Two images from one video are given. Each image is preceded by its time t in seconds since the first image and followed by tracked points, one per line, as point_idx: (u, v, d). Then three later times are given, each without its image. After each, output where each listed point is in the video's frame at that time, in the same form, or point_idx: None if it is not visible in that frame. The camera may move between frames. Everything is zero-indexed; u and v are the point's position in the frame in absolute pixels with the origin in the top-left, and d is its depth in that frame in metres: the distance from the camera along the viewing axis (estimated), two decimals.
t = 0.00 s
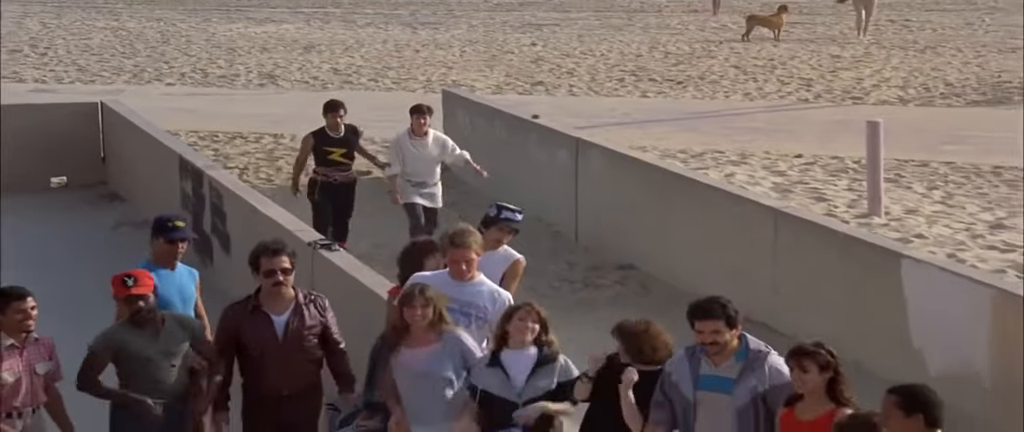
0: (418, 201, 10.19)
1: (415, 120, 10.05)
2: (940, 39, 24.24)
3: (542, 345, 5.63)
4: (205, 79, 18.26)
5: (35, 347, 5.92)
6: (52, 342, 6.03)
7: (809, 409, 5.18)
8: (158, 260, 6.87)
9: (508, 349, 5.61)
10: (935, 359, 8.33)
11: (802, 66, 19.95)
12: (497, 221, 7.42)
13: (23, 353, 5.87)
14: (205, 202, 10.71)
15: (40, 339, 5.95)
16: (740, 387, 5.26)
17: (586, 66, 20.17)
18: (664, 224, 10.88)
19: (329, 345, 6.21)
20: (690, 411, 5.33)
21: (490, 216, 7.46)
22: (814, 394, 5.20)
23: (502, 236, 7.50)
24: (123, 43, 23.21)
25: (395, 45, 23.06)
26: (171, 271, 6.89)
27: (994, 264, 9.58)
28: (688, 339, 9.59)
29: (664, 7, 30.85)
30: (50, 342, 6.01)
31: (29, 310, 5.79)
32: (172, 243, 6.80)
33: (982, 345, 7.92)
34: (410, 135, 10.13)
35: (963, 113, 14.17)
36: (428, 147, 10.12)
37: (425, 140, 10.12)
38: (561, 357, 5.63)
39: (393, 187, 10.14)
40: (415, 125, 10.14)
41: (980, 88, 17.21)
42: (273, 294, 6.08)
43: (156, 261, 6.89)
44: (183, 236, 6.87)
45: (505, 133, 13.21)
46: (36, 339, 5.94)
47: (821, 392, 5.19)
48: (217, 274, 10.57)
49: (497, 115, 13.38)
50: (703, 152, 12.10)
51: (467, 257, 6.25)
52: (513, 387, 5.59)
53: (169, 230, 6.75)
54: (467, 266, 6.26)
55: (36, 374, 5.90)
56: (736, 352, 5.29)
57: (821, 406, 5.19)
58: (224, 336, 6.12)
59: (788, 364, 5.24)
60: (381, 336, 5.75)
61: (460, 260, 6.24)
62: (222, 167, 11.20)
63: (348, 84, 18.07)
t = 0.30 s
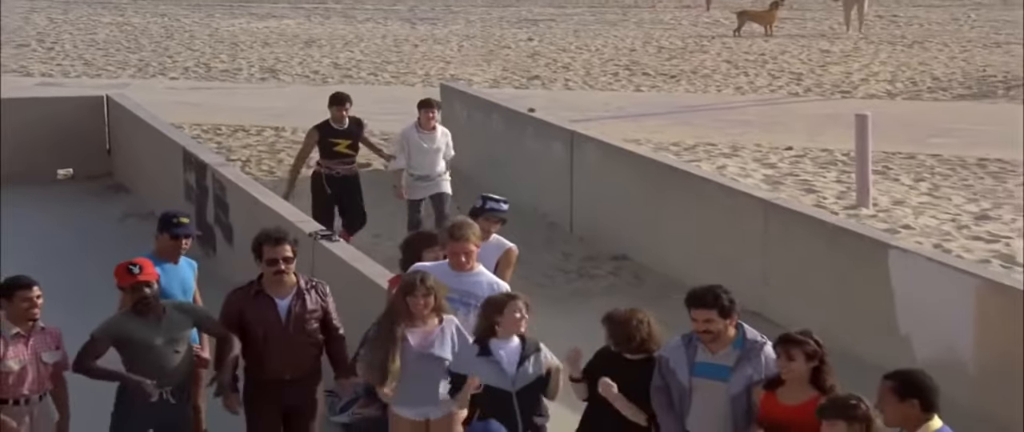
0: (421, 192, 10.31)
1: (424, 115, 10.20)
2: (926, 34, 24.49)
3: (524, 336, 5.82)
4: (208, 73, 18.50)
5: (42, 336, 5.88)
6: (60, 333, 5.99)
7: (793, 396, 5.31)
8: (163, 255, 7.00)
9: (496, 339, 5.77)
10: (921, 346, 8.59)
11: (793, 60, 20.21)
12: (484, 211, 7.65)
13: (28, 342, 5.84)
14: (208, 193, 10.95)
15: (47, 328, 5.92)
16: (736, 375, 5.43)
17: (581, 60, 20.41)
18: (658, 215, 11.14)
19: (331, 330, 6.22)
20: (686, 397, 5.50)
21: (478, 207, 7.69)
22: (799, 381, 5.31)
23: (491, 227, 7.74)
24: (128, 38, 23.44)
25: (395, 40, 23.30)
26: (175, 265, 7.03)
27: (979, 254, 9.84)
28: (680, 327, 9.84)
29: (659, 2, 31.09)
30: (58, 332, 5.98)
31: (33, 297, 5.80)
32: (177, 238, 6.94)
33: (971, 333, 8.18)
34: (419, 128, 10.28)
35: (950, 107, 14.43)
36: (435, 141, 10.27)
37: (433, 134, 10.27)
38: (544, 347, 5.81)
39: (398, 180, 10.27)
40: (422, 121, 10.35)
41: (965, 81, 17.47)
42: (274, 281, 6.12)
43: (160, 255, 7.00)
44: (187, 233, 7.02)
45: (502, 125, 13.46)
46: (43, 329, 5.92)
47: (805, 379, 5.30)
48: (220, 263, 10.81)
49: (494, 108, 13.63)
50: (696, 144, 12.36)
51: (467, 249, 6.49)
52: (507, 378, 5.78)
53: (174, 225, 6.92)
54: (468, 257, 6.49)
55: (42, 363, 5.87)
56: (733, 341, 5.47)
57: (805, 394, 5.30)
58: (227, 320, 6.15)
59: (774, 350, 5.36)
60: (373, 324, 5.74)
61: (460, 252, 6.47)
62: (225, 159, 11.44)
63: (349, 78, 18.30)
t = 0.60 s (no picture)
0: (429, 195, 10.35)
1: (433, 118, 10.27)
2: (907, 28, 24.86)
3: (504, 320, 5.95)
4: (208, 66, 18.78)
5: (44, 322, 6.04)
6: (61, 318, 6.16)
7: (770, 374, 5.39)
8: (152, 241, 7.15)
9: (483, 323, 5.85)
10: (900, 329, 8.89)
11: (777, 53, 20.54)
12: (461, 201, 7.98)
13: (32, 328, 6.01)
14: (207, 182, 11.24)
15: (50, 315, 6.07)
16: (722, 360, 5.53)
17: (571, 53, 20.72)
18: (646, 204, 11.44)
19: (321, 316, 6.33)
20: (674, 381, 5.60)
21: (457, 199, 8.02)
22: (775, 358, 5.39)
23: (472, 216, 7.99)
24: (130, 31, 23.70)
25: (390, 33, 23.59)
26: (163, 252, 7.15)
27: (957, 241, 10.16)
28: (667, 311, 10.14)
29: None
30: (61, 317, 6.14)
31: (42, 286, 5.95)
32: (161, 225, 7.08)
33: (949, 318, 8.47)
34: (427, 131, 10.34)
35: (929, 98, 14.76)
36: (443, 145, 10.31)
37: (440, 137, 10.31)
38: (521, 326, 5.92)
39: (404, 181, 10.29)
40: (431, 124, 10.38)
41: (944, 73, 17.82)
42: (266, 268, 6.22)
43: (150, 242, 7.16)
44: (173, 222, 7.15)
45: (495, 116, 13.77)
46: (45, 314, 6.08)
47: (780, 357, 5.38)
48: (218, 251, 11.09)
49: (487, 100, 13.94)
50: (682, 135, 12.68)
51: (462, 239, 6.69)
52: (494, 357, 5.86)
53: (160, 214, 7.05)
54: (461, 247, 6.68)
55: (44, 347, 6.04)
56: (719, 327, 5.57)
57: (779, 371, 5.39)
58: (219, 307, 6.24)
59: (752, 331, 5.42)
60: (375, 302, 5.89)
61: (454, 240, 6.68)
62: (224, 150, 11.73)
63: (345, 70, 18.60)
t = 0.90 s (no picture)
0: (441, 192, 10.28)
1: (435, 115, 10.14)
2: (884, 23, 25.31)
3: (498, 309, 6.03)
4: (206, 60, 19.10)
5: (47, 310, 6.17)
6: (63, 307, 6.27)
7: (748, 362, 5.61)
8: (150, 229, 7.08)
9: (474, 312, 5.93)
10: (878, 316, 9.24)
11: (759, 47, 20.94)
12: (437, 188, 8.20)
13: (36, 315, 6.11)
14: (205, 173, 11.55)
15: (51, 303, 6.20)
16: (703, 345, 5.72)
17: (559, 47, 21.07)
18: (632, 195, 11.80)
19: (305, 303, 6.57)
20: (658, 365, 5.79)
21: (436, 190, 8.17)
22: (750, 346, 5.60)
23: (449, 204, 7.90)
24: (130, 26, 23.99)
25: (382, 28, 23.91)
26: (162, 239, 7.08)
27: (932, 230, 10.54)
28: (651, 299, 10.49)
29: None
30: (59, 306, 6.27)
31: (43, 272, 6.05)
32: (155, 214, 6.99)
33: (926, 305, 8.82)
34: (431, 129, 10.19)
35: (906, 92, 15.15)
36: (447, 140, 10.19)
37: (445, 133, 10.19)
38: (519, 315, 6.03)
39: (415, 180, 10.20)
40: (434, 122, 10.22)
41: (921, 67, 18.23)
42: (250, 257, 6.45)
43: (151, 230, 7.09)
44: (166, 208, 7.07)
45: (485, 109, 14.12)
46: (49, 302, 6.19)
47: (756, 344, 5.58)
48: (216, 239, 11.41)
49: (476, 94, 14.29)
50: (667, 127, 13.05)
51: (440, 219, 6.84)
52: (482, 347, 5.94)
53: (152, 202, 6.94)
54: (441, 227, 6.83)
55: (48, 335, 6.16)
56: (700, 312, 5.75)
57: (755, 358, 5.60)
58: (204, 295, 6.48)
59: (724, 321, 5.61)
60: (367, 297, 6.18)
61: (432, 221, 6.82)
62: (222, 141, 12.07)
63: (339, 64, 18.93)
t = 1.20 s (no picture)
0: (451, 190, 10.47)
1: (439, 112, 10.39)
2: (867, 19, 25.59)
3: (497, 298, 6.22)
4: (204, 55, 19.35)
5: (49, 298, 6.38)
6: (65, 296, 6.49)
7: (731, 347, 5.72)
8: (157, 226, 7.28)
9: (472, 299, 6.16)
10: (860, 304, 9.49)
11: (744, 43, 21.21)
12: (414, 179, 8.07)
13: (38, 304, 6.33)
14: (204, 166, 11.80)
15: (53, 291, 6.42)
16: (690, 333, 5.84)
17: (549, 43, 21.34)
18: (621, 187, 12.07)
19: (295, 292, 6.71)
20: (647, 351, 5.95)
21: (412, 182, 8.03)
22: (732, 332, 5.71)
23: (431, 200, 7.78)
24: (129, 22, 24.22)
25: (377, 24, 24.16)
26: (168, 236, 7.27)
27: (913, 221, 10.82)
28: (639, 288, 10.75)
29: None
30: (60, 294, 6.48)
31: (45, 261, 6.27)
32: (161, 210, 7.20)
33: (905, 295, 9.05)
34: (436, 127, 10.43)
35: (888, 86, 15.44)
36: (453, 137, 10.44)
37: (450, 130, 10.44)
38: (518, 305, 6.18)
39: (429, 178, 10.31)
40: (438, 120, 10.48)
41: (902, 62, 18.51)
42: (242, 245, 6.61)
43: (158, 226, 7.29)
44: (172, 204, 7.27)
45: (477, 103, 14.40)
46: (50, 291, 6.41)
47: (740, 329, 5.69)
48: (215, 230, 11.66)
49: (469, 88, 14.56)
50: (655, 121, 13.33)
51: (415, 209, 6.86)
52: (474, 332, 6.16)
53: (158, 199, 7.15)
54: (417, 218, 6.86)
55: (50, 321, 6.38)
56: (686, 301, 5.88)
57: (736, 344, 5.72)
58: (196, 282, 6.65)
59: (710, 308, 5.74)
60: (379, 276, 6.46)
61: (408, 212, 6.85)
62: (220, 134, 12.34)
63: (334, 59, 19.18)
